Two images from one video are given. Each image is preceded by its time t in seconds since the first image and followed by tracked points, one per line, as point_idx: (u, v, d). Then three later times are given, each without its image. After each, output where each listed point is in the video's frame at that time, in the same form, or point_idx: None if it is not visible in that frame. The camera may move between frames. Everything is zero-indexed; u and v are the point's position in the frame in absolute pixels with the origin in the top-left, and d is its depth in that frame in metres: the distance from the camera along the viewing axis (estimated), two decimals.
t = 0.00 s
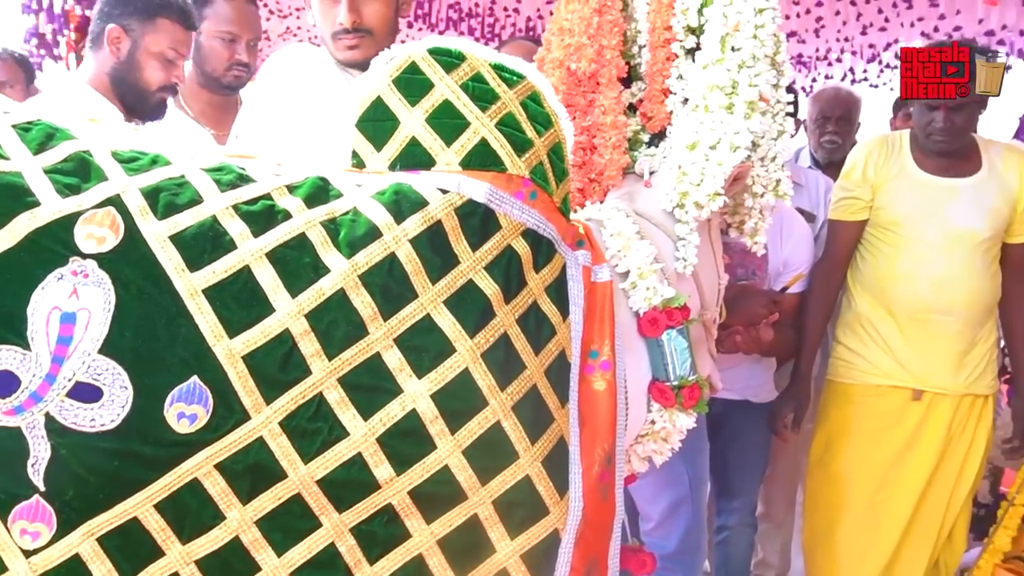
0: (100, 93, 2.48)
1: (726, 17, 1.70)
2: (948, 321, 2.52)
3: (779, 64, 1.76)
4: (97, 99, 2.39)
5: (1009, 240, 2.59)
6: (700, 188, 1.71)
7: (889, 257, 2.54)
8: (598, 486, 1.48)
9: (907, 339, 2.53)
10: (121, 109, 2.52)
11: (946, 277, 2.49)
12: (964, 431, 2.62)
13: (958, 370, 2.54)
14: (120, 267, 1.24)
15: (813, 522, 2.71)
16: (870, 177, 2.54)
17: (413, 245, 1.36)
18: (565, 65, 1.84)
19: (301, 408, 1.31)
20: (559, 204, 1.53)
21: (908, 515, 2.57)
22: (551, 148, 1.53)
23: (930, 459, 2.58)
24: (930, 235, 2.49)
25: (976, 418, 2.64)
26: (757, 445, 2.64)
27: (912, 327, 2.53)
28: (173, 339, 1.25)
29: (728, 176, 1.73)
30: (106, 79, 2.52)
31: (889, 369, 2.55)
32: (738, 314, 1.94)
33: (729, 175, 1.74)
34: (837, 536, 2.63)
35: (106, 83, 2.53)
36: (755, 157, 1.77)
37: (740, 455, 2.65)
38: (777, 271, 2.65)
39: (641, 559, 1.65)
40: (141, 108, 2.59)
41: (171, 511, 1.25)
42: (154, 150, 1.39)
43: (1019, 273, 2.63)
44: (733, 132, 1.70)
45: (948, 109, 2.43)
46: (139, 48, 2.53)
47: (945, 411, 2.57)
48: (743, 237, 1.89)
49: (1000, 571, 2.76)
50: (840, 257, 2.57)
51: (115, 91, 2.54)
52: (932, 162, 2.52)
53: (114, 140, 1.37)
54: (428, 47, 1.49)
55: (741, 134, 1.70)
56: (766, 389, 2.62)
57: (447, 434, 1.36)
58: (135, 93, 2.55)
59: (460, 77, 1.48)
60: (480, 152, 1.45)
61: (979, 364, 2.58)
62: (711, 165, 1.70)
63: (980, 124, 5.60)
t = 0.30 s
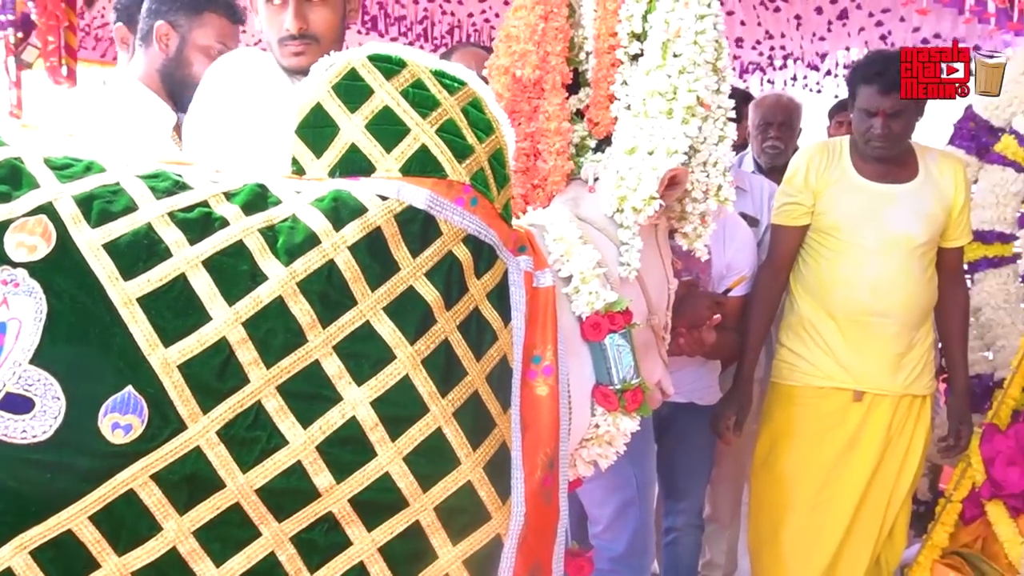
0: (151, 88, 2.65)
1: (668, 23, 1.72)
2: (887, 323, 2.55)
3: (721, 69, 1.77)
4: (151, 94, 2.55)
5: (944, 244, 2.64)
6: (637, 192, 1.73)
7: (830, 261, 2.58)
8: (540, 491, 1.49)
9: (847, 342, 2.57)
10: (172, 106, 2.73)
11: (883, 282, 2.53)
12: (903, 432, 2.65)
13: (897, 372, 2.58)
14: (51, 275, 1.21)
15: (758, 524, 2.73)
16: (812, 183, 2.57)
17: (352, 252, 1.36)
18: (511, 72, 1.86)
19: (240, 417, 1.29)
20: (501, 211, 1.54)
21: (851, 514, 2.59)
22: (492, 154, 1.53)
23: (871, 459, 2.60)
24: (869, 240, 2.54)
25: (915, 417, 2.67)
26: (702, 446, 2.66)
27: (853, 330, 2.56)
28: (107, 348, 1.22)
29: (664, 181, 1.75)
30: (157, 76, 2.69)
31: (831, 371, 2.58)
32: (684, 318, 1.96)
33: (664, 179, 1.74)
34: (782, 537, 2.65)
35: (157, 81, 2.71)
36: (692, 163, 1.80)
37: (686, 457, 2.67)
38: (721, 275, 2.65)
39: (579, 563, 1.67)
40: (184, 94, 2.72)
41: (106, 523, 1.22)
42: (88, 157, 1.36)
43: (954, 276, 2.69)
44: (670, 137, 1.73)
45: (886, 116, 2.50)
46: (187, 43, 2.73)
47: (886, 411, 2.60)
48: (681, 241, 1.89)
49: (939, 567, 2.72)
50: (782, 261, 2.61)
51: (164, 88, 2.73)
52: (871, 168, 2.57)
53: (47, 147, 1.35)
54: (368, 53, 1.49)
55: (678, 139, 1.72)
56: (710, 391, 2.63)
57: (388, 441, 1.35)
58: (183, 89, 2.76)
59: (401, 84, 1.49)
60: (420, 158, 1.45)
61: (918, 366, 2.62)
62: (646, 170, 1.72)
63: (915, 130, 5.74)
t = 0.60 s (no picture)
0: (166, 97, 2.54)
1: (615, 30, 1.73)
2: (827, 326, 2.60)
3: (668, 77, 1.78)
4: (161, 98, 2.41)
5: (884, 247, 2.69)
6: (583, 198, 1.73)
7: (772, 266, 2.62)
8: (486, 499, 1.48)
9: (789, 345, 2.61)
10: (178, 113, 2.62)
11: (824, 286, 2.57)
12: (844, 433, 2.70)
13: (838, 374, 2.63)
14: None
15: (704, 526, 2.74)
16: (752, 189, 2.62)
17: (292, 261, 1.34)
18: (461, 78, 1.86)
19: (177, 429, 1.26)
20: (445, 218, 1.54)
21: (795, 513, 2.64)
22: (435, 162, 1.52)
23: (813, 460, 2.65)
24: (810, 245, 2.58)
25: (856, 418, 2.72)
26: (651, 449, 2.64)
27: (794, 333, 2.61)
28: (38, 360, 1.18)
29: (608, 187, 1.75)
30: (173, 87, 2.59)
31: (775, 374, 2.61)
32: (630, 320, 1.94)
33: (609, 185, 1.75)
34: (730, 539, 2.66)
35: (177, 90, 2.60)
36: (640, 170, 1.80)
37: (636, 460, 2.63)
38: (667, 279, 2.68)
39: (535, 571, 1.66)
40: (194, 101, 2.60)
41: (39, 539, 1.18)
42: (20, 166, 1.32)
43: (894, 279, 2.74)
44: (617, 144, 1.73)
45: (816, 121, 2.57)
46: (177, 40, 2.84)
47: (827, 413, 2.64)
48: (635, 249, 1.90)
49: (880, 564, 2.76)
50: (725, 261, 2.66)
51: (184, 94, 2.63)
52: (810, 174, 2.62)
53: None
54: (309, 61, 1.48)
55: (625, 146, 1.73)
56: (658, 396, 2.65)
57: (330, 452, 1.33)
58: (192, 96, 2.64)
59: (342, 91, 1.47)
60: (362, 166, 1.44)
61: (857, 368, 2.67)
62: (591, 175, 1.72)
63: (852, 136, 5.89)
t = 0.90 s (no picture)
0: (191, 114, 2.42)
1: (565, 38, 1.74)
2: (770, 329, 2.61)
3: (617, 84, 1.78)
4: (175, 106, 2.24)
5: (829, 250, 2.70)
6: (532, 204, 1.73)
7: (716, 272, 2.65)
8: (435, 509, 1.45)
9: (733, 349, 2.64)
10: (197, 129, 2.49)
11: (766, 288, 2.59)
12: (789, 434, 2.70)
13: (782, 375, 2.64)
14: None
15: (653, 529, 2.77)
16: (695, 196, 2.65)
17: (235, 272, 1.31)
18: (410, 84, 1.83)
19: (117, 444, 1.23)
20: (392, 226, 1.54)
21: (739, 516, 2.65)
22: (381, 169, 1.51)
23: (756, 462, 2.66)
24: (751, 250, 2.61)
25: (800, 421, 2.72)
26: (601, 456, 2.62)
27: (737, 337, 2.63)
28: None
29: (558, 193, 1.75)
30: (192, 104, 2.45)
31: (721, 377, 2.65)
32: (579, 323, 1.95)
33: (558, 193, 1.75)
34: (678, 540, 2.69)
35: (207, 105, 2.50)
36: (589, 178, 1.80)
37: (586, 468, 2.63)
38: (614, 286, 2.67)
39: None
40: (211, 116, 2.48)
41: None
42: None
43: (841, 281, 2.74)
44: (566, 151, 1.74)
45: (747, 126, 2.61)
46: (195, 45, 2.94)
47: (772, 413, 2.65)
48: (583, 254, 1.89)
49: (827, 563, 2.78)
50: (671, 258, 2.72)
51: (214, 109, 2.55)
52: (751, 180, 2.65)
53: None
54: (250, 68, 1.45)
55: (574, 153, 1.74)
56: (608, 401, 2.63)
57: (275, 464, 1.31)
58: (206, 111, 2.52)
59: (285, 99, 1.45)
60: (306, 175, 1.42)
61: (802, 370, 2.68)
62: (540, 182, 1.73)
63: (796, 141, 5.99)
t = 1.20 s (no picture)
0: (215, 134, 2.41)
1: (518, 44, 1.72)
2: (719, 332, 2.62)
3: (570, 91, 1.77)
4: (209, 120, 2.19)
5: (778, 253, 2.71)
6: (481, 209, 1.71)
7: (667, 276, 2.66)
8: (386, 518, 1.44)
9: (683, 352, 2.64)
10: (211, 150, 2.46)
11: (715, 291, 2.60)
12: (740, 433, 2.70)
13: (732, 377, 2.63)
14: None
15: (608, 533, 2.77)
16: (644, 202, 2.67)
17: (178, 280, 1.27)
18: (362, 89, 1.82)
19: (57, 459, 1.18)
20: (340, 233, 1.51)
21: (690, 519, 2.66)
22: (328, 175, 1.49)
23: (708, 464, 2.67)
24: (699, 253, 2.62)
25: (750, 424, 2.72)
26: (556, 461, 2.60)
27: (687, 340, 2.63)
28: None
29: (506, 197, 1.73)
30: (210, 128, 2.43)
31: (672, 379, 2.66)
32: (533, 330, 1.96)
33: (505, 198, 1.73)
34: (632, 545, 2.69)
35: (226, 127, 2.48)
36: (543, 184, 1.79)
37: (542, 472, 2.59)
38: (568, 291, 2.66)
39: None
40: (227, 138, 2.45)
41: None
42: None
43: (791, 284, 2.76)
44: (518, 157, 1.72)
45: (707, 136, 2.58)
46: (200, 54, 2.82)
47: (722, 415, 2.65)
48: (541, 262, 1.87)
49: (780, 563, 2.80)
50: (623, 267, 2.74)
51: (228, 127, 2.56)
52: (700, 186, 2.65)
53: None
54: (194, 74, 1.43)
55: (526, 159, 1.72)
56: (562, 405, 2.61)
57: (221, 476, 1.28)
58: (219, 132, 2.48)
59: (230, 105, 1.43)
60: (251, 181, 1.40)
61: (752, 372, 2.68)
62: (490, 187, 1.71)
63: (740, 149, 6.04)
